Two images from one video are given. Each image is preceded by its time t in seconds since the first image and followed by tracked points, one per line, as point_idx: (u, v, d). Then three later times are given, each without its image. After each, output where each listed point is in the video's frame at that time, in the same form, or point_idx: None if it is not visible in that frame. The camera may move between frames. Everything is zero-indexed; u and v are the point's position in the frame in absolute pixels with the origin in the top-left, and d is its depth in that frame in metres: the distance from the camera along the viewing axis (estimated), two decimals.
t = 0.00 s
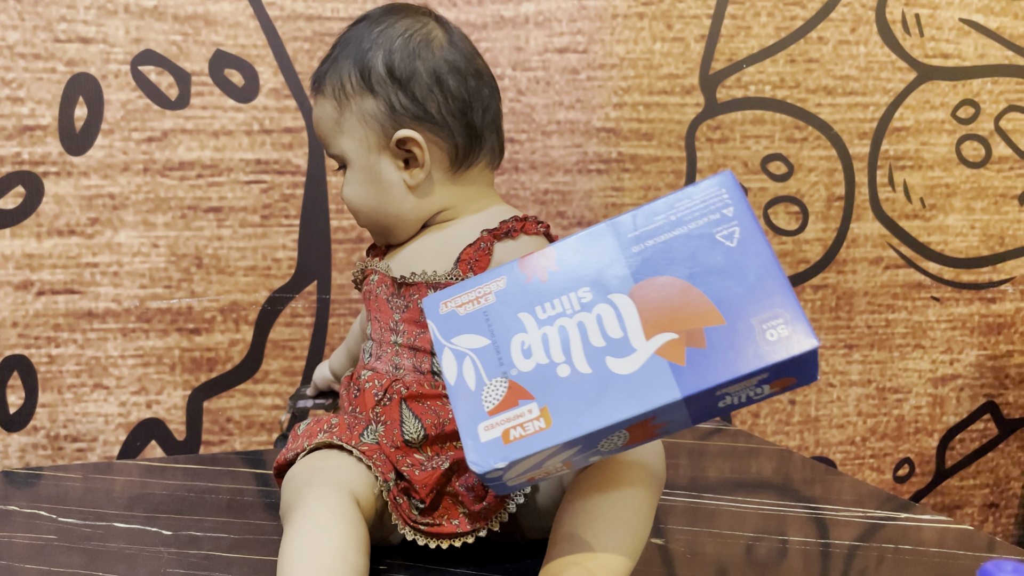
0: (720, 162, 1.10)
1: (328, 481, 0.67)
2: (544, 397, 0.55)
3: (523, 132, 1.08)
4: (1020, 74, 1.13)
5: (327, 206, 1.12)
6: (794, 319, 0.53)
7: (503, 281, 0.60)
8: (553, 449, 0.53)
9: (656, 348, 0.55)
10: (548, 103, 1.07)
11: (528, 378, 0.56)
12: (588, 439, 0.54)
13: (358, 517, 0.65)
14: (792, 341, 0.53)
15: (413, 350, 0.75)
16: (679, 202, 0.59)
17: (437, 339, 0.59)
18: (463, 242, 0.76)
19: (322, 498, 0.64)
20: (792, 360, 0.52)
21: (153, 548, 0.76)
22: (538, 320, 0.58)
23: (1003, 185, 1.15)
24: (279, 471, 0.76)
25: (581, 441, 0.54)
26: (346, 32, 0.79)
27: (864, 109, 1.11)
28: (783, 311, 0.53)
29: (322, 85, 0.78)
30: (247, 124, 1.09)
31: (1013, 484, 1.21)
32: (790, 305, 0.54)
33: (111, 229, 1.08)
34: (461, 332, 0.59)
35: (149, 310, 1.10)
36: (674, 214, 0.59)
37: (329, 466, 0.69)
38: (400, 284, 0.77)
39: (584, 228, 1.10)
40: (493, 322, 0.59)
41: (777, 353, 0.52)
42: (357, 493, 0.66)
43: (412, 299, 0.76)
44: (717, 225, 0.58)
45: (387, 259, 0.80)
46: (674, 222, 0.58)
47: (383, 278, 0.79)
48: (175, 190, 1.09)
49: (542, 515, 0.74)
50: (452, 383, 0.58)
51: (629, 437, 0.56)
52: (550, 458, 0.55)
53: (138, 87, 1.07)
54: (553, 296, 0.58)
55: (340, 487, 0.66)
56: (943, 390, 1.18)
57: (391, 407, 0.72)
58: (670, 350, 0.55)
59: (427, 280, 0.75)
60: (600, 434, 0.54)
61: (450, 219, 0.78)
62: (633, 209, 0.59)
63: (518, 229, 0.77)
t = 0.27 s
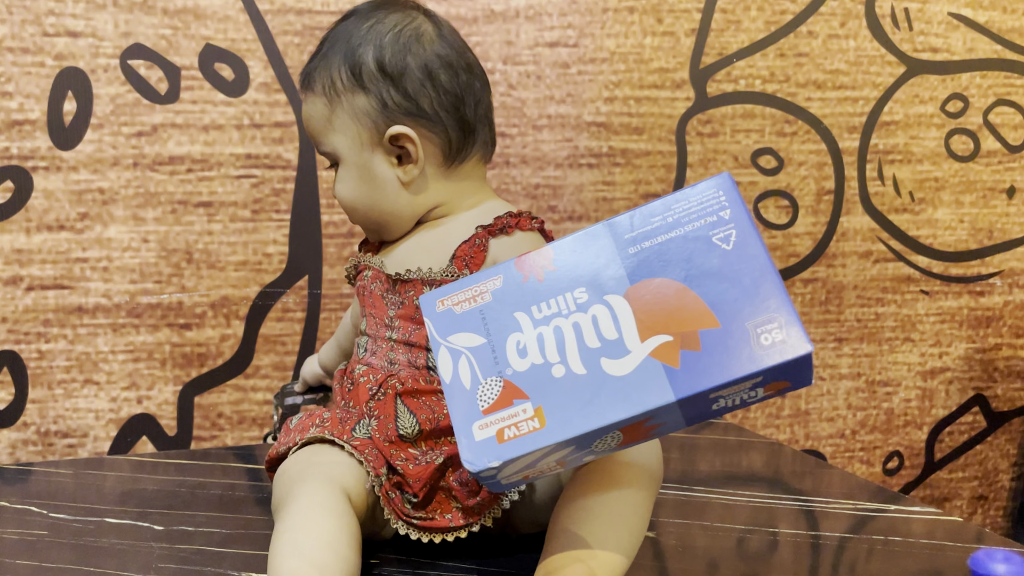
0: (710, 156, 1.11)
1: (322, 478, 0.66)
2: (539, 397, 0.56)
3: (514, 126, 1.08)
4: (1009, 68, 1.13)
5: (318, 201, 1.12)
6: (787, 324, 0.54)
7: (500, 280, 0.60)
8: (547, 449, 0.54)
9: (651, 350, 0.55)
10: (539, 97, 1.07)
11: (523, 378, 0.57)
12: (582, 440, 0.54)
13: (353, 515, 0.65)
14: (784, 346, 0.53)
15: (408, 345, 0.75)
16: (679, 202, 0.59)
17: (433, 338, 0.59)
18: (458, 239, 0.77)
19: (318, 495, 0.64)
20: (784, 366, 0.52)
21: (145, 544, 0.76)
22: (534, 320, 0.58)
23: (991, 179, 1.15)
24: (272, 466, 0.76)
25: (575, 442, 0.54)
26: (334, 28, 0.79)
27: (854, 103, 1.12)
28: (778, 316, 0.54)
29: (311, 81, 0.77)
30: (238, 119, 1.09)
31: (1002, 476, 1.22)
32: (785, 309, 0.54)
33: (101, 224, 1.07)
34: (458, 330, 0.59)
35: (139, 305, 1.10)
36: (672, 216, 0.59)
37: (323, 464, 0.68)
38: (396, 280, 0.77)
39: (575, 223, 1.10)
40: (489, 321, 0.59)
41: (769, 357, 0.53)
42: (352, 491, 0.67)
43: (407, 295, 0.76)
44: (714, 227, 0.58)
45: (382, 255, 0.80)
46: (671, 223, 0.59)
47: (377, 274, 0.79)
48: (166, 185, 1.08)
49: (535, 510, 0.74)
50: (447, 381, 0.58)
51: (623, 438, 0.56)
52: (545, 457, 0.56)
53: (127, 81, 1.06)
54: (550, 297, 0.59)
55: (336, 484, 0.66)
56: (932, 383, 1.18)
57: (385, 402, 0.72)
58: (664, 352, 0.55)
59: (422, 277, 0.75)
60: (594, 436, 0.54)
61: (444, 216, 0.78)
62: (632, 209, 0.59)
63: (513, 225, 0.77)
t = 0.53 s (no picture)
0: (702, 151, 1.11)
1: (318, 473, 0.66)
2: (527, 399, 0.56)
3: (506, 121, 1.08)
4: (998, 63, 1.14)
5: (310, 195, 1.11)
6: (775, 341, 0.54)
7: (494, 278, 0.60)
8: (532, 452, 0.54)
9: (639, 356, 0.55)
10: (530, 91, 1.07)
11: (512, 379, 0.57)
12: (568, 444, 0.55)
13: (350, 512, 0.65)
14: (771, 360, 0.53)
15: (400, 340, 0.74)
16: (674, 209, 0.59)
17: (425, 333, 0.59)
18: (452, 233, 0.76)
19: (315, 491, 0.64)
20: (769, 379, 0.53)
21: (137, 540, 0.75)
22: (525, 320, 0.58)
23: (981, 174, 1.16)
24: (263, 461, 0.75)
25: (560, 446, 0.54)
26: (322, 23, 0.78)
27: (845, 98, 1.12)
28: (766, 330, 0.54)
29: (301, 77, 0.76)
30: (229, 113, 1.08)
31: (991, 470, 1.22)
32: (774, 326, 0.54)
33: (92, 219, 1.07)
34: (449, 327, 0.59)
35: (130, 301, 1.09)
36: (667, 223, 0.59)
37: (318, 459, 0.68)
38: (389, 276, 0.77)
39: (567, 218, 1.10)
40: (481, 319, 0.59)
41: (755, 372, 0.53)
42: (347, 488, 0.67)
43: (401, 290, 0.76)
44: (708, 236, 0.57)
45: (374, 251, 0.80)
46: (666, 230, 0.58)
47: (369, 270, 0.79)
48: (156, 180, 1.08)
49: (528, 503, 0.74)
50: (437, 378, 0.58)
51: (608, 443, 0.57)
52: (530, 458, 0.56)
53: (118, 75, 1.06)
54: (542, 298, 0.59)
55: (332, 480, 0.66)
56: (922, 377, 1.19)
57: (377, 397, 0.72)
58: (652, 359, 0.55)
59: (415, 272, 0.75)
60: (578, 440, 0.54)
61: (437, 211, 0.78)
62: (628, 214, 0.59)
63: (506, 221, 0.76)
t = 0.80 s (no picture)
0: (690, 150, 1.12)
1: (312, 467, 0.67)
2: (559, 377, 0.56)
3: (495, 120, 1.08)
4: (983, 63, 1.15)
5: (300, 194, 1.12)
6: (799, 312, 0.56)
7: (517, 263, 0.60)
8: (569, 429, 0.55)
9: (669, 332, 0.56)
10: (520, 90, 1.07)
11: (543, 359, 0.57)
12: (603, 420, 0.55)
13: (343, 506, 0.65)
14: (797, 330, 0.55)
15: (398, 335, 0.75)
16: (692, 191, 0.60)
17: (452, 318, 0.59)
18: (450, 229, 0.77)
19: (307, 486, 0.64)
20: (797, 350, 0.54)
21: (128, 538, 0.76)
22: (553, 302, 0.58)
23: (966, 172, 1.17)
24: (256, 457, 0.76)
25: (597, 421, 0.55)
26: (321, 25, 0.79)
27: (831, 97, 1.13)
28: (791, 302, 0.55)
29: (300, 77, 0.77)
30: (218, 112, 1.09)
31: (976, 466, 1.24)
32: (797, 297, 0.56)
33: (82, 218, 1.07)
34: (476, 311, 0.59)
35: (120, 300, 1.09)
36: (686, 204, 0.60)
37: (312, 453, 0.68)
38: (387, 270, 0.77)
39: (556, 216, 1.11)
40: (508, 303, 0.59)
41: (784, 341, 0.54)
42: (341, 482, 0.67)
43: (398, 285, 0.76)
44: (728, 216, 0.59)
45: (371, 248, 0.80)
46: (686, 211, 0.60)
47: (366, 266, 0.79)
48: (146, 178, 1.08)
49: (518, 500, 0.74)
50: (466, 361, 0.58)
51: (637, 419, 0.58)
52: (564, 436, 0.56)
53: (107, 74, 1.06)
54: (567, 280, 0.59)
55: (325, 475, 0.66)
56: (908, 374, 1.20)
57: (374, 391, 0.72)
58: (682, 334, 0.56)
59: (414, 266, 0.76)
60: (614, 415, 0.55)
61: (434, 208, 0.79)
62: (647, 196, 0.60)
63: (505, 217, 0.78)
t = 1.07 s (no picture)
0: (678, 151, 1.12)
1: (302, 466, 0.67)
2: (542, 343, 0.56)
3: (484, 121, 1.09)
4: (968, 65, 1.16)
5: (289, 195, 1.12)
6: (778, 264, 0.56)
7: (499, 240, 0.61)
8: (552, 390, 0.55)
9: (650, 293, 0.56)
10: (509, 92, 1.08)
11: (526, 327, 0.57)
12: (587, 381, 0.55)
13: (332, 504, 0.66)
14: (777, 281, 0.55)
15: (387, 333, 0.75)
16: (666, 162, 0.62)
17: (435, 294, 0.60)
18: (439, 228, 0.77)
19: (297, 485, 0.65)
20: (775, 299, 0.54)
21: (117, 539, 0.76)
22: (533, 273, 0.59)
23: (951, 174, 1.18)
24: (246, 457, 0.76)
25: (580, 382, 0.55)
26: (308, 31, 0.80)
27: (818, 100, 1.14)
28: (767, 255, 0.56)
29: (287, 83, 0.78)
30: (207, 112, 1.09)
31: (961, 466, 1.25)
32: (776, 251, 0.56)
33: (70, 218, 1.07)
34: (459, 286, 0.60)
35: (109, 300, 1.09)
36: (661, 173, 0.61)
37: (301, 451, 0.68)
38: (376, 269, 0.77)
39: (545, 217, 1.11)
40: (490, 276, 0.60)
41: (764, 293, 0.54)
42: (330, 480, 0.67)
43: (388, 284, 0.76)
44: (701, 181, 0.60)
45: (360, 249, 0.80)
46: (661, 179, 0.61)
47: (355, 266, 0.79)
48: (135, 179, 1.08)
49: (508, 501, 0.74)
50: (450, 335, 0.58)
51: (623, 383, 0.57)
52: (550, 401, 0.56)
53: (96, 74, 1.06)
54: (548, 251, 0.60)
55: (315, 473, 0.66)
56: (894, 374, 1.21)
57: (363, 388, 0.73)
58: (662, 294, 0.56)
59: (403, 265, 0.76)
60: (597, 376, 0.55)
61: (423, 209, 0.79)
62: (622, 169, 0.62)
63: (494, 217, 0.77)
